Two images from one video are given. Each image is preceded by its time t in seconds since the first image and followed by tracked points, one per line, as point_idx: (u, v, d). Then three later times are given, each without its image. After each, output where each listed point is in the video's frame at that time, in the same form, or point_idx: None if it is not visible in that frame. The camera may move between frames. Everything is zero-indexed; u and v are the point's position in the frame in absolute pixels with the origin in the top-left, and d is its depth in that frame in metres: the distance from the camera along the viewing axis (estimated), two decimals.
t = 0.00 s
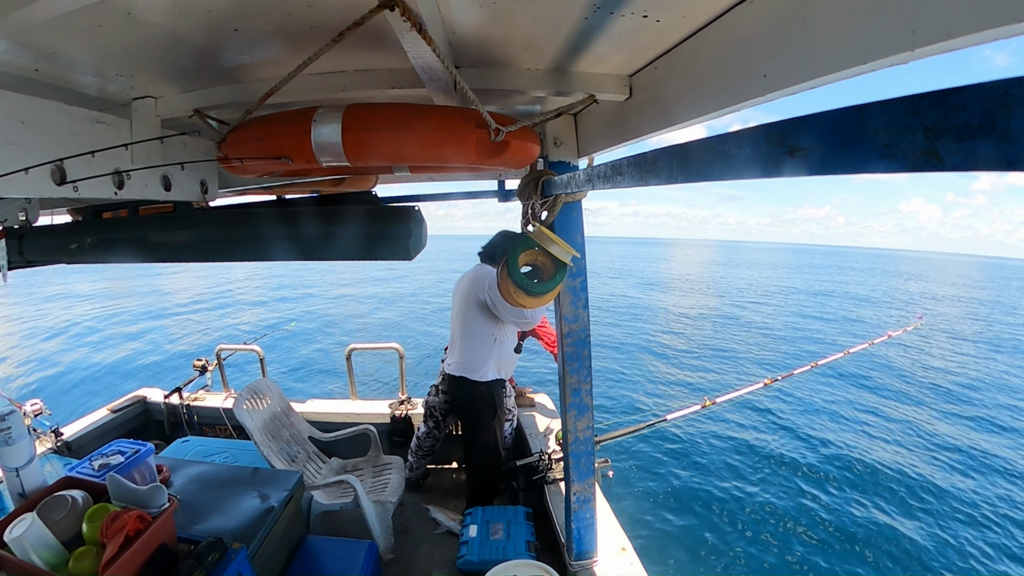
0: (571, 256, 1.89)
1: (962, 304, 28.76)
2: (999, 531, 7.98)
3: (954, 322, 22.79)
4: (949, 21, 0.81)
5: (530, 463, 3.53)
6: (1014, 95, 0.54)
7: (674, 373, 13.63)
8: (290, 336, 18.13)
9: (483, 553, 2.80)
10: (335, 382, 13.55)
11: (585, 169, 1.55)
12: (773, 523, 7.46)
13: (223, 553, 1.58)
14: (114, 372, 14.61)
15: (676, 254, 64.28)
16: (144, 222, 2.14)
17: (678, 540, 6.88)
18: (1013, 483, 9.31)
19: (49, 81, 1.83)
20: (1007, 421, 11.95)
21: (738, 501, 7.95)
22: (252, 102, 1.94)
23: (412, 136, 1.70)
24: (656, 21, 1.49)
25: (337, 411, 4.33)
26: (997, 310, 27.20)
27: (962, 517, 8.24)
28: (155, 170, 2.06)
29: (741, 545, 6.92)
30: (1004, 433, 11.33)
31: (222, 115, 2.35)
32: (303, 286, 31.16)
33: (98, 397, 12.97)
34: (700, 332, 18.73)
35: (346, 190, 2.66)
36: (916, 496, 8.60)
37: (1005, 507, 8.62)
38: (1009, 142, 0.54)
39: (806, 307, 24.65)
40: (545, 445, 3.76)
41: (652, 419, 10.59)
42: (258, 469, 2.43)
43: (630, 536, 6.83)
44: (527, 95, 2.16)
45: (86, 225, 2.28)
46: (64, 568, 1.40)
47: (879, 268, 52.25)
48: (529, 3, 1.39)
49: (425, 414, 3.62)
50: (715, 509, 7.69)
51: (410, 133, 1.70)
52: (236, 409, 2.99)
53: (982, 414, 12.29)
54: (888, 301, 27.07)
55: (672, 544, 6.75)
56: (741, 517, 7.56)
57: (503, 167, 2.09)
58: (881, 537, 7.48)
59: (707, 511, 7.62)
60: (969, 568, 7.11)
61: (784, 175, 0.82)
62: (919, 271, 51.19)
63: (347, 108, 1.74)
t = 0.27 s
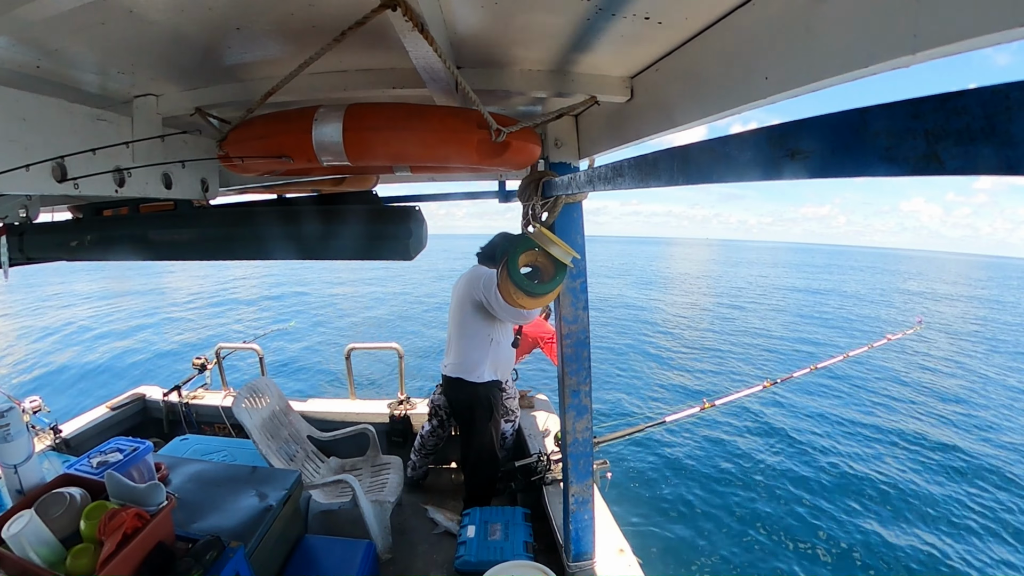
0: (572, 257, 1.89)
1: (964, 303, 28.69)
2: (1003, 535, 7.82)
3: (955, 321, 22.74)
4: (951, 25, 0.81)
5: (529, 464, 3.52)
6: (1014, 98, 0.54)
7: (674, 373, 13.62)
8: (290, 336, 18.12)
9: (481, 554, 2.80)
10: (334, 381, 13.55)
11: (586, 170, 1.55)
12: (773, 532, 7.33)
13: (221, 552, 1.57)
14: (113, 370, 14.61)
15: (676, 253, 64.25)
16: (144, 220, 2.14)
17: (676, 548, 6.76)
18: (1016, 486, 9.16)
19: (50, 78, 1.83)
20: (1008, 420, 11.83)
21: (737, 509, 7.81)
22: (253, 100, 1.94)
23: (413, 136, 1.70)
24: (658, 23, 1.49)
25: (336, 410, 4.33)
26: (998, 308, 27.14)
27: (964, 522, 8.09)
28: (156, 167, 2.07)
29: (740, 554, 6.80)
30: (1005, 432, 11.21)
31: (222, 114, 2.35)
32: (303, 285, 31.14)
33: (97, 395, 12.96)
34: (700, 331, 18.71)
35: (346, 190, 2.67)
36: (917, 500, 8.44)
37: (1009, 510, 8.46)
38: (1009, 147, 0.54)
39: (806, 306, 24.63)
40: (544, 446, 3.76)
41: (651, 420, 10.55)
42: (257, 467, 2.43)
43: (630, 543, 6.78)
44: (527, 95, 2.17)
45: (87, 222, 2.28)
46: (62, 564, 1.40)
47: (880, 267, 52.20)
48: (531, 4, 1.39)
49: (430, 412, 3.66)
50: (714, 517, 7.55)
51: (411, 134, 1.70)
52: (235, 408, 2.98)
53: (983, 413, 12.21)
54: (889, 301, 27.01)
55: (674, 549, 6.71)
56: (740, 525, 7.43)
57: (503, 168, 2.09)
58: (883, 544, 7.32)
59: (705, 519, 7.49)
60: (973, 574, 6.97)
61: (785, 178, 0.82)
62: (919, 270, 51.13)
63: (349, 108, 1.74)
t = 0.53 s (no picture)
0: (571, 259, 1.89)
1: (964, 303, 28.64)
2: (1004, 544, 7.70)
3: (956, 322, 22.70)
4: (953, 29, 0.81)
5: (527, 465, 3.52)
6: (1015, 104, 0.54)
7: (673, 374, 13.61)
8: (290, 335, 18.12)
9: (478, 554, 2.80)
10: (334, 380, 13.54)
11: (587, 171, 1.55)
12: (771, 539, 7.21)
13: (218, 550, 1.57)
14: (113, 367, 14.61)
15: (677, 253, 64.20)
16: (144, 217, 2.14)
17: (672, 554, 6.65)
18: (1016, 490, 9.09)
19: (52, 75, 1.83)
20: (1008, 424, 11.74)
21: (735, 515, 7.68)
22: (255, 99, 1.94)
23: (414, 137, 1.70)
24: (660, 25, 1.49)
25: (335, 410, 4.33)
26: (999, 309, 27.09)
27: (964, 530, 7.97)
28: (157, 165, 2.07)
29: (737, 561, 6.68)
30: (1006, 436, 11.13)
31: (224, 112, 2.35)
32: (303, 284, 31.13)
33: (97, 392, 12.96)
34: (700, 331, 18.70)
35: (347, 189, 2.67)
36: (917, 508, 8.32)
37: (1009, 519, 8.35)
38: (1010, 150, 0.54)
39: (807, 306, 24.60)
40: (542, 446, 3.76)
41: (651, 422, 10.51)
42: (255, 466, 2.43)
43: (627, 544, 6.75)
44: (529, 96, 2.17)
45: (87, 219, 2.28)
46: (60, 561, 1.40)
47: (881, 267, 52.14)
48: (533, 4, 1.39)
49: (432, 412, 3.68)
50: (711, 523, 7.43)
51: (412, 133, 1.70)
52: (234, 405, 2.99)
53: (983, 416, 12.15)
54: (889, 301, 26.96)
55: (672, 551, 6.69)
56: (738, 531, 7.31)
57: (504, 168, 2.09)
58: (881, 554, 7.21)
59: (703, 524, 7.37)
60: None
61: (785, 180, 0.82)
62: (920, 271, 51.07)
63: (350, 107, 1.74)
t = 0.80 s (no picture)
0: (571, 259, 1.89)
1: (964, 303, 28.63)
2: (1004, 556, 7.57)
3: (956, 323, 22.69)
4: (955, 32, 0.81)
5: (526, 465, 3.53)
6: (1017, 109, 0.54)
7: (673, 374, 13.61)
8: (289, 333, 18.13)
9: (475, 554, 2.79)
10: (333, 379, 13.55)
11: (588, 172, 1.55)
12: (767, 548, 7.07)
13: (216, 547, 1.58)
14: (113, 366, 14.62)
15: (677, 253, 64.20)
16: (145, 214, 2.14)
17: (667, 562, 6.54)
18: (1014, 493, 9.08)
19: (53, 70, 1.83)
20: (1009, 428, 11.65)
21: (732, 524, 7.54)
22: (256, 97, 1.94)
23: (415, 135, 1.70)
24: (662, 26, 1.50)
25: (334, 408, 4.33)
26: (1000, 310, 27.07)
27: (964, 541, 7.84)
28: (159, 162, 2.07)
29: (733, 567, 6.61)
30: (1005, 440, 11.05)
31: (225, 109, 2.35)
32: (303, 283, 31.14)
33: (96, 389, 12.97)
34: (699, 332, 18.71)
35: (348, 187, 2.67)
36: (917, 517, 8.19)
37: (1010, 528, 8.22)
38: (1011, 155, 0.54)
39: (807, 307, 24.60)
40: (540, 446, 3.76)
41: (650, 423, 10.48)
42: (253, 463, 2.43)
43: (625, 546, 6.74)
44: (531, 96, 2.17)
45: (87, 215, 2.27)
46: (57, 557, 1.40)
47: (881, 268, 52.13)
48: (535, 4, 1.39)
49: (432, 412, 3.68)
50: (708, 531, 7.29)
51: (413, 133, 1.70)
52: (233, 402, 2.99)
53: (983, 418, 12.11)
54: (889, 302, 26.95)
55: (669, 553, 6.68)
56: (735, 535, 7.29)
57: (505, 169, 2.09)
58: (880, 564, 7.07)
59: (698, 532, 7.24)
60: None
61: (786, 183, 0.82)
62: (921, 272, 51.05)
63: (352, 106, 1.73)
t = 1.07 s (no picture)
0: (572, 259, 1.89)
1: (966, 305, 28.58)
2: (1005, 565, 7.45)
3: (956, 324, 22.67)
4: (956, 35, 0.81)
5: (524, 464, 3.53)
6: (1018, 113, 0.54)
7: (672, 375, 13.63)
8: (289, 334, 18.16)
9: (473, 553, 2.79)
10: (333, 379, 13.57)
11: (589, 172, 1.55)
12: (763, 554, 6.96)
13: (213, 544, 1.58)
14: (113, 367, 14.66)
15: (678, 254, 64.22)
16: (145, 210, 2.14)
17: (663, 565, 6.48)
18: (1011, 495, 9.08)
19: (55, 66, 1.83)
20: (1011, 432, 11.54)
21: (728, 528, 7.44)
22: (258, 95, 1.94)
23: (417, 134, 1.70)
24: (664, 27, 1.50)
25: (333, 406, 4.33)
26: (1001, 311, 27.04)
27: (963, 549, 7.74)
28: (159, 158, 2.07)
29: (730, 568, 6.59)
30: (1006, 444, 10.94)
31: (227, 106, 2.35)
32: (304, 283, 31.18)
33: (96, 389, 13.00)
34: (699, 333, 18.71)
35: (349, 185, 2.67)
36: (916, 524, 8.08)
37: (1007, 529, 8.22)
38: (1012, 159, 0.54)
39: (807, 308, 24.59)
40: (539, 446, 3.76)
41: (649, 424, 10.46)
42: (251, 460, 2.43)
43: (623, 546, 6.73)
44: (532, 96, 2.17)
45: (88, 211, 2.27)
46: (55, 552, 1.40)
47: (882, 270, 52.10)
48: (537, 4, 1.39)
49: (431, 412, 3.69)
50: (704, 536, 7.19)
51: (414, 131, 1.70)
52: (231, 399, 2.99)
53: (984, 422, 12.00)
54: (890, 303, 26.89)
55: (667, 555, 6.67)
56: (732, 536, 7.27)
57: (506, 168, 2.09)
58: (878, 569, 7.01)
59: (695, 537, 7.13)
60: None
61: (787, 185, 0.82)
62: (922, 273, 51.01)
63: (353, 104, 1.73)
